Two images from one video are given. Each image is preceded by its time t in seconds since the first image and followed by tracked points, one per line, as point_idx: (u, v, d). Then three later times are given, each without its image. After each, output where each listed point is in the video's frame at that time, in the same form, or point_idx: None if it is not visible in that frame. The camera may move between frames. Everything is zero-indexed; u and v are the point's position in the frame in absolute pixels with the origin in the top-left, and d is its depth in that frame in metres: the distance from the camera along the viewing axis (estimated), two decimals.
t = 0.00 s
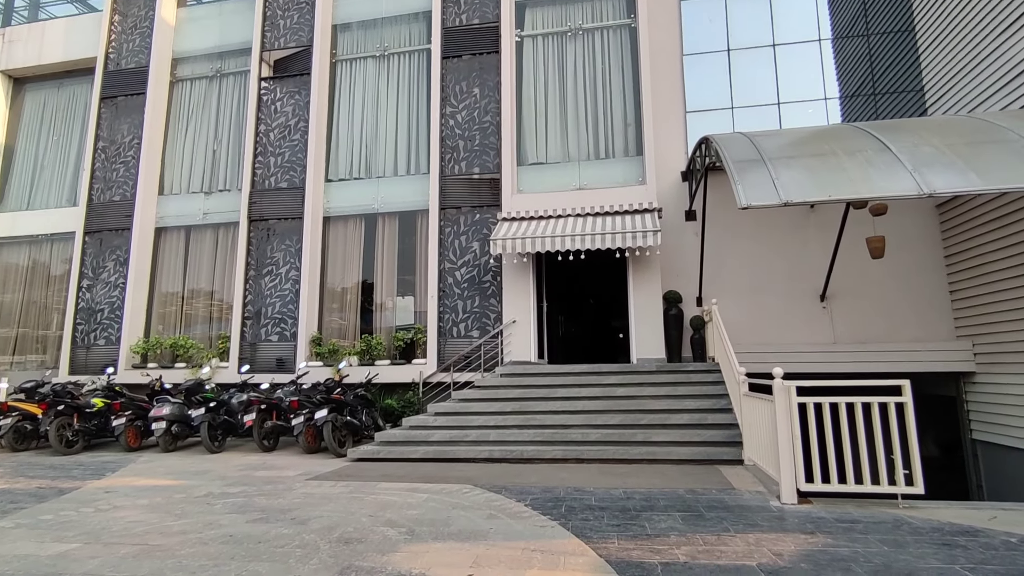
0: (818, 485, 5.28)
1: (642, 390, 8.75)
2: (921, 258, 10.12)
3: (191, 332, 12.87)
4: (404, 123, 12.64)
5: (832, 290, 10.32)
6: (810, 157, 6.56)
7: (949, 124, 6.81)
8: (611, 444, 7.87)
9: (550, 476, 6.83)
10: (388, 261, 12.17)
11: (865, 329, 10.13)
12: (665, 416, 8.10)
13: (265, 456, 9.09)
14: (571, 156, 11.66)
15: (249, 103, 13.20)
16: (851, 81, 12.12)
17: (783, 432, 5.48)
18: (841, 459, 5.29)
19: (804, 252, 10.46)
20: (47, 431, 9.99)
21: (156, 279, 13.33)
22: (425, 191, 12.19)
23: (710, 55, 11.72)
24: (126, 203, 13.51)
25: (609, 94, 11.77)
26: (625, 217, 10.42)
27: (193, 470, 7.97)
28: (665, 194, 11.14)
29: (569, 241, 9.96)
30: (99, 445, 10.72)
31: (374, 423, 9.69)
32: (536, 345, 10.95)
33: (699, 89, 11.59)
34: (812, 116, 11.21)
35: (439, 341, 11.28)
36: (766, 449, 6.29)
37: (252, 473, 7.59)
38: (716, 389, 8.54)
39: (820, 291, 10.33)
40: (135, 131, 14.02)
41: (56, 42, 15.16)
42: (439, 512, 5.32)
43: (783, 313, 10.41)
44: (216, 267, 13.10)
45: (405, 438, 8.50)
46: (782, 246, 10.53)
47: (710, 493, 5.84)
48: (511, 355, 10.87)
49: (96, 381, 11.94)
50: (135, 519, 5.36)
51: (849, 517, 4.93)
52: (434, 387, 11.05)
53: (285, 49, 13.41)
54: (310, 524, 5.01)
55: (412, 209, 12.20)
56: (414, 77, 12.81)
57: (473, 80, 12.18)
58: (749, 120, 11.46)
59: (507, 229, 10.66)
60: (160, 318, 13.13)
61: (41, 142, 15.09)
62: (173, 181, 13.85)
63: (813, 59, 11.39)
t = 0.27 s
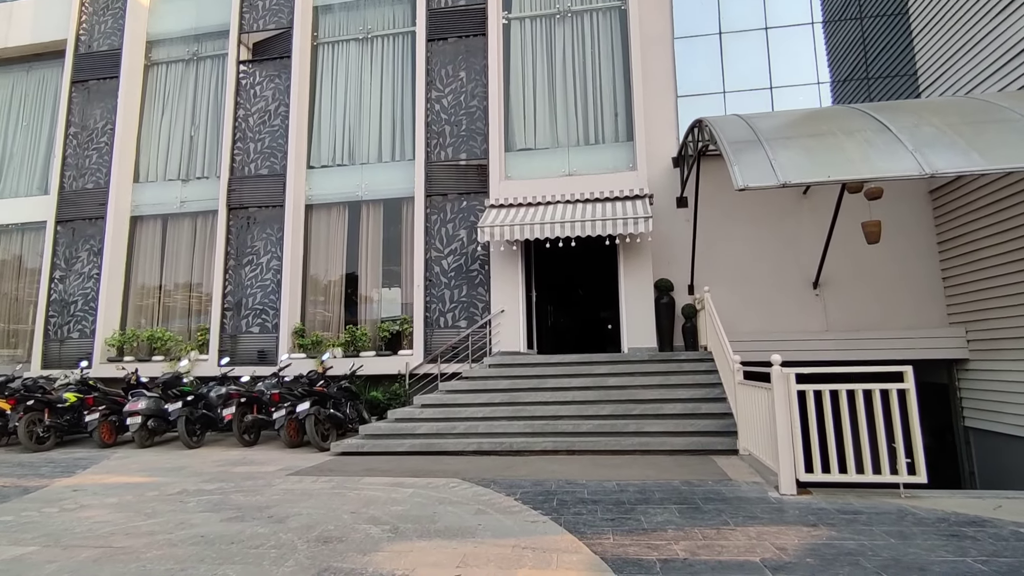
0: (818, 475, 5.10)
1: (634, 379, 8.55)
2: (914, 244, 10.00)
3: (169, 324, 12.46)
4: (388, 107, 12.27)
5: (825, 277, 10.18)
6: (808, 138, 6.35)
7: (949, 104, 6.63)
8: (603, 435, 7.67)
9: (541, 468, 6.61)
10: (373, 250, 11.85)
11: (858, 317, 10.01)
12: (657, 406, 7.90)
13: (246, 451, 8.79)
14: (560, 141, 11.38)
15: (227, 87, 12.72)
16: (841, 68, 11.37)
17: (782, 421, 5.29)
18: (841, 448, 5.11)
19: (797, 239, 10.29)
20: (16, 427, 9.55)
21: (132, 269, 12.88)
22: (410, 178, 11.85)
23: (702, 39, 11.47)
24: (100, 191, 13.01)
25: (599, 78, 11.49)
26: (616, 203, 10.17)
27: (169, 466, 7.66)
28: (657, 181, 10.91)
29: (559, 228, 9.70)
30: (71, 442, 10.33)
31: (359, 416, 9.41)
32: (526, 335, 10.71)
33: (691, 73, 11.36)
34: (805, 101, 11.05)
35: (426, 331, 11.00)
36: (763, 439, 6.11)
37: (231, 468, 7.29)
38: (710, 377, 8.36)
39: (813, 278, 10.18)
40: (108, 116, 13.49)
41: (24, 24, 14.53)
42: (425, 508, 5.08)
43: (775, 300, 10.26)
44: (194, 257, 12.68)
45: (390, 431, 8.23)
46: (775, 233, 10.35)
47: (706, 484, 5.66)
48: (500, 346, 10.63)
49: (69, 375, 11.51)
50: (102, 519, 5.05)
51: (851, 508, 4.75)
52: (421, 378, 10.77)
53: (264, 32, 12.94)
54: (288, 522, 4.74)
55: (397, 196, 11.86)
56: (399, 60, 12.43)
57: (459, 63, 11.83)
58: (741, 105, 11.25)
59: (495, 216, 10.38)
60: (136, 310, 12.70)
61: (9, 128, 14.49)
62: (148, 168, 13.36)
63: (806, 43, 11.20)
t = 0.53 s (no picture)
0: (821, 470, 4.86)
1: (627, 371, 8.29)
2: (910, 233, 9.83)
3: (145, 318, 12.00)
4: (373, 92, 11.86)
5: (820, 267, 9.99)
6: (809, 119, 6.09)
7: (953, 86, 6.40)
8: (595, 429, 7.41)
9: (531, 465, 6.33)
10: (357, 240, 11.48)
11: (853, 307, 9.84)
12: (651, 399, 7.66)
13: (224, 448, 8.43)
14: (549, 128, 11.06)
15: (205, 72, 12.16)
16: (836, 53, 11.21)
17: (784, 413, 5.06)
18: (846, 442, 4.88)
19: (792, 228, 10.08)
20: None
21: (106, 261, 12.39)
22: (396, 166, 11.47)
23: (695, 23, 11.18)
24: (71, 179, 12.48)
25: (590, 63, 11.17)
26: (608, 191, 9.89)
27: (140, 465, 7.29)
28: (649, 169, 10.64)
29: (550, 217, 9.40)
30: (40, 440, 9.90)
31: (342, 412, 9.08)
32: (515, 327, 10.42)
33: (684, 58, 11.09)
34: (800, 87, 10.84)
35: (412, 324, 10.67)
36: (762, 432, 5.87)
37: (205, 467, 6.94)
38: (704, 369, 8.13)
39: (807, 268, 9.98)
40: (79, 101, 12.93)
41: None
42: (409, 509, 4.78)
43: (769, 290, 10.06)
44: (171, 248, 12.21)
45: (374, 427, 7.91)
46: (769, 222, 10.13)
47: (705, 480, 5.41)
48: (489, 338, 10.33)
49: (39, 371, 11.04)
50: (60, 525, 4.69)
51: (857, 505, 4.52)
52: (408, 372, 10.46)
53: (243, 14, 12.44)
54: (262, 526, 4.42)
55: (382, 184, 11.49)
56: (383, 44, 12.00)
57: (446, 47, 11.44)
58: (735, 91, 11.00)
59: (483, 204, 10.05)
60: (111, 303, 12.22)
61: None
62: (122, 155, 12.84)
63: (801, 28, 10.97)
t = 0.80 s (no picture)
0: (826, 467, 4.61)
1: (620, 364, 8.02)
2: (907, 223, 9.64)
3: (120, 311, 11.57)
4: (357, 77, 11.45)
5: (816, 258, 9.77)
6: (812, 101, 5.83)
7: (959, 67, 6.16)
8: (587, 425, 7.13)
9: (520, 462, 6.05)
10: (341, 230, 11.11)
11: (849, 298, 9.64)
12: (645, 394, 7.39)
13: (200, 446, 8.07)
14: (540, 115, 10.73)
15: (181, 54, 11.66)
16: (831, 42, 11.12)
17: (786, 408, 4.79)
18: (851, 437, 4.63)
19: (788, 218, 9.86)
20: None
21: (79, 252, 11.92)
22: (381, 154, 11.10)
23: (690, 7, 10.89)
24: (42, 166, 11.98)
25: (582, 48, 10.85)
26: (600, 179, 9.60)
27: (109, 464, 6.92)
28: (642, 158, 10.36)
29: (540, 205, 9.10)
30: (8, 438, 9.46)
31: (324, 408, 8.75)
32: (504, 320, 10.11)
33: (678, 43, 10.79)
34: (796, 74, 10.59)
35: (398, 316, 10.33)
36: (762, 427, 5.62)
37: (177, 467, 6.58)
38: (699, 362, 7.89)
39: (803, 259, 9.76)
40: (50, 85, 12.41)
41: None
42: (389, 511, 4.47)
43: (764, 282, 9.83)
44: (147, 238, 11.77)
45: (357, 424, 7.57)
46: (765, 212, 9.90)
47: (702, 478, 5.15)
48: (477, 331, 10.02)
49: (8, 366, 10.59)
50: (10, 531, 4.33)
51: (864, 504, 4.27)
52: (393, 366, 10.14)
53: None
54: (229, 532, 4.09)
55: (368, 172, 11.11)
56: (368, 27, 11.58)
57: (434, 30, 11.07)
58: (730, 77, 10.73)
59: (471, 193, 9.72)
60: (84, 296, 11.76)
61: None
62: (96, 142, 12.34)
63: (798, 13, 10.72)
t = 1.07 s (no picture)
0: (834, 469, 4.36)
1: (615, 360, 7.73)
2: (908, 215, 9.41)
3: (95, 305, 11.12)
4: (343, 63, 11.04)
5: (814, 251, 9.52)
6: (818, 83, 5.54)
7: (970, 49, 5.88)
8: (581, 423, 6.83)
9: (511, 464, 5.74)
10: (326, 222, 10.73)
11: (848, 292, 9.41)
12: (641, 391, 7.10)
13: (175, 446, 7.69)
14: (532, 104, 10.39)
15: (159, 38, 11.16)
16: (828, 34, 10.94)
17: (792, 406, 4.50)
18: (861, 437, 4.37)
19: (785, 210, 9.59)
20: None
21: (52, 243, 11.44)
22: (368, 143, 10.71)
23: None
24: (13, 154, 11.48)
25: (576, 34, 10.50)
26: (594, 168, 9.28)
27: (76, 467, 6.54)
28: (636, 148, 10.05)
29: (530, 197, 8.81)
30: None
31: (307, 406, 8.39)
32: (495, 315, 9.78)
33: (674, 30, 10.47)
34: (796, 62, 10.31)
35: (385, 311, 9.98)
36: (765, 426, 5.35)
37: (148, 469, 6.22)
38: (697, 358, 7.61)
39: (802, 252, 9.51)
40: (22, 70, 11.89)
41: None
42: (369, 520, 4.14)
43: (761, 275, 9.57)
44: (124, 230, 11.31)
45: (341, 423, 7.23)
46: (762, 204, 9.63)
47: (704, 481, 4.87)
48: (467, 327, 9.68)
49: None
50: None
51: (878, 509, 4.00)
52: (380, 362, 9.80)
53: None
54: (193, 544, 3.75)
55: (354, 162, 10.73)
56: (354, 11, 11.17)
57: (422, 15, 10.69)
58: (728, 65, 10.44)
59: (460, 183, 9.37)
60: (58, 289, 11.29)
61: None
62: (70, 129, 11.83)
63: None
